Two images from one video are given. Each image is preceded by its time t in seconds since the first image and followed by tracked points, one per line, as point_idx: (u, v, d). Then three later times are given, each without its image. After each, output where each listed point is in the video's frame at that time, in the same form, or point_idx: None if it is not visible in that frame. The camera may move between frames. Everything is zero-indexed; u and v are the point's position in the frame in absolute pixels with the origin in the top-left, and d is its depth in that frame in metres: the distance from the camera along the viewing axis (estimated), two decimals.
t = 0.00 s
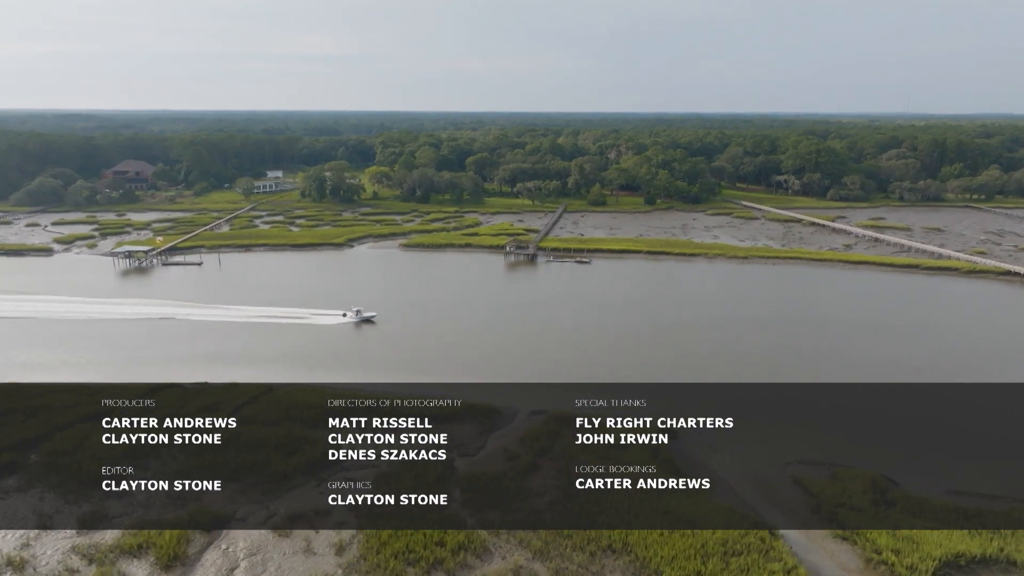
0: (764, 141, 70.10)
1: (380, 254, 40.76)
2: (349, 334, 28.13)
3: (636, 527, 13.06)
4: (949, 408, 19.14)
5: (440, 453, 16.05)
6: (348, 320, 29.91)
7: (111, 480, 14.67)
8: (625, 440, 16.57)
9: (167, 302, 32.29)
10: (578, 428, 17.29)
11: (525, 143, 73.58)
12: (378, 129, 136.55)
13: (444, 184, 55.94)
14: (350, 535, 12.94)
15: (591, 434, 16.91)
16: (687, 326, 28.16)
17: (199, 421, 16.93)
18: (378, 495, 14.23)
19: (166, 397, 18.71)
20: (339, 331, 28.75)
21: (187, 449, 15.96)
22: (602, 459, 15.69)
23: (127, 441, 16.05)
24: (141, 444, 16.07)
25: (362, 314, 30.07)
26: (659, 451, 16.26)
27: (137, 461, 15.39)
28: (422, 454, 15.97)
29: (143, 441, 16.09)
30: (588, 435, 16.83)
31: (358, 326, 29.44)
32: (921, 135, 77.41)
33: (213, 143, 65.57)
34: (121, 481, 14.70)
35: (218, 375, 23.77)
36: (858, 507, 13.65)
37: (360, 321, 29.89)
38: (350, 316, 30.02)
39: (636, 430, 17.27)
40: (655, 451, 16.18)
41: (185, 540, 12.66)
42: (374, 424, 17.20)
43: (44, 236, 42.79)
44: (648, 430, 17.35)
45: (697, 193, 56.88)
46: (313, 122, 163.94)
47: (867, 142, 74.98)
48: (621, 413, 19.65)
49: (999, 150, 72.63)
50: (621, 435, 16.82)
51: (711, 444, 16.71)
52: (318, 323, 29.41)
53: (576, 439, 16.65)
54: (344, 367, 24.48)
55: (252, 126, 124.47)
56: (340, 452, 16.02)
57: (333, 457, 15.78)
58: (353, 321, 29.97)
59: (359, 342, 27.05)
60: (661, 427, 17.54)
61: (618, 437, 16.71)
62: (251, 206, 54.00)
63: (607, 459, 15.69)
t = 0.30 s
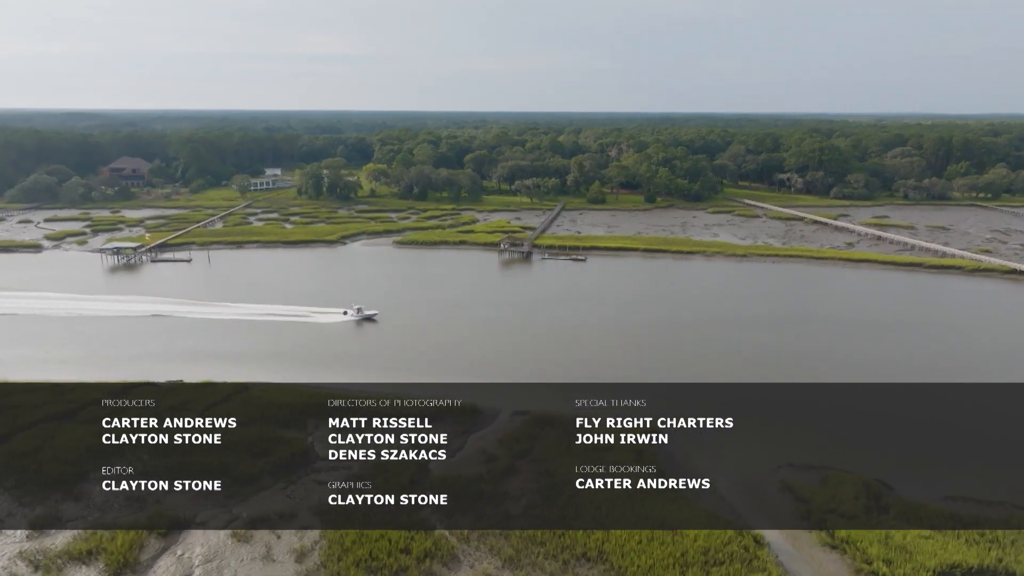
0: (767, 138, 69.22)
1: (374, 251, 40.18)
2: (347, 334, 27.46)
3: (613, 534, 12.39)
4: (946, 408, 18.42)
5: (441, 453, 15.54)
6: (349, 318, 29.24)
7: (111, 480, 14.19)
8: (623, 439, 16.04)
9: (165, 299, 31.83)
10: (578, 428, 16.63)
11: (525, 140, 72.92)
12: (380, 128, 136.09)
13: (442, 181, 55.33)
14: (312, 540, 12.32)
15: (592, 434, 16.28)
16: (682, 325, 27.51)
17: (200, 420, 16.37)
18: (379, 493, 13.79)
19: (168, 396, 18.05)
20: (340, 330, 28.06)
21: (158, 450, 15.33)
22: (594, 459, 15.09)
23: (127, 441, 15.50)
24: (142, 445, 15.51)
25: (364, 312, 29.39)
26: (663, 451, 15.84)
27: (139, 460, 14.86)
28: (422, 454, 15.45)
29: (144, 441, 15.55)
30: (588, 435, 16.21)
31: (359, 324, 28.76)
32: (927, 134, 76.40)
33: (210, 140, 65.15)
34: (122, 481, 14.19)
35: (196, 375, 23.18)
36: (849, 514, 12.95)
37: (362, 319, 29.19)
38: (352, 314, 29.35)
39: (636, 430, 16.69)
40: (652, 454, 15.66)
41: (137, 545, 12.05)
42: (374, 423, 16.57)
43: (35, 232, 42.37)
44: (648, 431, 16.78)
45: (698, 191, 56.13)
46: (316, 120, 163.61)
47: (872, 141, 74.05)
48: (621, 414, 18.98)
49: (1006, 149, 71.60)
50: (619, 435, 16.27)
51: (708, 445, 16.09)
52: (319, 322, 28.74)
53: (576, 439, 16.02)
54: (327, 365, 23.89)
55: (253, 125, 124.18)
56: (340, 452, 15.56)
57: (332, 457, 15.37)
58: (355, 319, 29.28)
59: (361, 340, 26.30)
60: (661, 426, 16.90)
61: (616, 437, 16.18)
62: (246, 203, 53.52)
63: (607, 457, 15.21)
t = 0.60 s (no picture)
0: (775, 135, 68.10)
1: (371, 248, 39.61)
2: (352, 331, 26.79)
3: (590, 543, 11.67)
4: (945, 407, 17.64)
5: (440, 453, 14.96)
6: (355, 316, 28.63)
7: (111, 480, 13.67)
8: (623, 439, 15.44)
9: (160, 294, 31.40)
10: (578, 428, 16.11)
11: (531, 138, 72.20)
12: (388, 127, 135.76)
13: (444, 179, 54.73)
14: (272, 546, 11.70)
15: (591, 434, 15.67)
16: (679, 324, 26.74)
17: (200, 420, 15.76)
18: (380, 493, 13.38)
19: (166, 395, 17.40)
20: (347, 328, 27.42)
21: (134, 449, 14.74)
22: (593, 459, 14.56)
23: (128, 442, 14.94)
24: (142, 445, 14.92)
25: (370, 309, 28.79)
26: (664, 450, 15.26)
27: (139, 458, 14.29)
28: (422, 454, 14.88)
29: (143, 441, 14.98)
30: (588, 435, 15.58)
31: (364, 321, 28.15)
32: (941, 131, 74.95)
33: (213, 137, 64.88)
34: (122, 481, 13.67)
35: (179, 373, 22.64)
36: (843, 524, 12.19)
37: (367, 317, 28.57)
38: (357, 311, 28.75)
39: (636, 430, 16.03)
40: (653, 454, 15.11)
41: (86, 550, 11.43)
42: (374, 423, 15.97)
43: (32, 229, 42.10)
44: (648, 431, 16.12)
45: (704, 188, 55.25)
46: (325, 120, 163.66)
47: (883, 138, 72.76)
48: (621, 414, 18.22)
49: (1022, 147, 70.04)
50: (619, 434, 15.69)
51: (708, 446, 15.46)
52: (323, 320, 28.15)
53: (576, 439, 15.35)
54: (312, 363, 23.32)
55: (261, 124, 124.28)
56: (340, 451, 15.00)
57: (332, 457, 14.78)
58: (360, 316, 28.66)
59: (367, 338, 25.62)
60: (661, 425, 16.23)
61: (617, 437, 15.58)
62: (247, 200, 53.13)
63: (598, 459, 14.56)
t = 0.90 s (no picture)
0: (789, 133, 66.73)
1: (372, 244, 39.10)
2: (363, 328, 25.93)
3: (564, 552, 10.95)
4: (942, 407, 16.85)
5: (441, 453, 14.18)
6: (364, 313, 27.86)
7: (110, 481, 13.06)
8: (624, 439, 14.73)
9: (158, 289, 31.03)
10: (578, 428, 15.44)
11: (540, 135, 71.41)
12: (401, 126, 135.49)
13: (450, 175, 54.11)
14: (227, 552, 11.07)
15: (592, 434, 14.93)
16: (675, 322, 25.95)
17: (199, 420, 15.10)
18: (380, 492, 12.90)
19: (167, 395, 16.67)
20: (356, 325, 26.63)
21: (108, 446, 14.16)
22: (596, 457, 13.86)
23: (126, 442, 14.28)
24: (141, 446, 14.25)
25: (381, 307, 28.01)
26: (657, 453, 14.47)
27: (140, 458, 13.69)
28: (422, 454, 14.16)
29: (143, 442, 14.30)
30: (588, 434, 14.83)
31: (375, 319, 27.36)
32: (961, 129, 73.18)
33: (220, 133, 64.69)
34: (121, 482, 13.06)
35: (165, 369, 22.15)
36: (838, 536, 11.37)
37: (376, 314, 27.79)
38: (367, 309, 27.95)
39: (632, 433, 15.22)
40: (655, 454, 14.40)
41: (31, 553, 10.85)
42: (374, 423, 15.30)
43: (34, 223, 42.04)
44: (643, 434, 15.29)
45: (715, 186, 54.18)
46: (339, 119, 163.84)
47: (901, 136, 71.18)
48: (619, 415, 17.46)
49: None
50: (620, 435, 14.96)
51: (711, 446, 14.73)
52: (331, 317, 27.46)
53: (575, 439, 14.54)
54: (300, 359, 22.75)
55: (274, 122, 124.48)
56: (341, 452, 14.31)
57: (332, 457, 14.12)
58: (370, 314, 27.87)
59: (377, 338, 24.72)
60: (661, 425, 15.56)
61: (618, 437, 14.85)
62: (251, 196, 52.88)
63: (582, 462, 13.75)
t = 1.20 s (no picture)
0: (804, 130, 65.54)
1: (375, 241, 38.65)
2: (374, 326, 25.05)
3: (540, 562, 10.31)
4: (939, 408, 16.37)
5: (441, 453, 13.53)
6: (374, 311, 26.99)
7: (110, 480, 12.56)
8: (624, 439, 14.21)
9: (158, 284, 30.73)
10: (577, 428, 14.95)
11: (550, 133, 70.72)
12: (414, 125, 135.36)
13: (457, 172, 53.54)
14: (184, 557, 10.51)
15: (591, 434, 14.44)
16: (675, 320, 25.25)
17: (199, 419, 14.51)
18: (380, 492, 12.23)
19: (169, 395, 16.01)
20: (366, 322, 25.79)
21: (75, 443, 13.71)
22: (583, 459, 13.23)
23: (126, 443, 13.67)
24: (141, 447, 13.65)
25: (391, 304, 27.09)
26: (647, 456, 13.76)
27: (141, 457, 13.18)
28: (422, 454, 13.51)
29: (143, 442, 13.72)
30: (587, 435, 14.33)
31: (385, 317, 26.48)
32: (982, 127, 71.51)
33: (229, 130, 64.54)
34: (121, 482, 12.55)
35: (155, 365, 21.74)
36: (835, 548, 10.64)
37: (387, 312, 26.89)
38: (377, 306, 27.08)
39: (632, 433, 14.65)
40: (652, 454, 13.81)
41: None
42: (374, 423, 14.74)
43: (39, 218, 42.00)
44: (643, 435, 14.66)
45: (726, 183, 53.19)
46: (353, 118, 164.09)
47: (919, 134, 69.68)
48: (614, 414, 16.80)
49: None
50: (620, 435, 14.42)
51: (714, 447, 14.12)
52: (340, 315, 26.62)
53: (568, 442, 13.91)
54: (291, 354, 22.27)
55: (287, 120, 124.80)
56: (340, 452, 13.76)
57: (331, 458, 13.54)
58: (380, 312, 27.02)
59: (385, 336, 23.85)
60: (661, 425, 14.90)
61: (617, 437, 14.31)
62: (258, 193, 52.67)
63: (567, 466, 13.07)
